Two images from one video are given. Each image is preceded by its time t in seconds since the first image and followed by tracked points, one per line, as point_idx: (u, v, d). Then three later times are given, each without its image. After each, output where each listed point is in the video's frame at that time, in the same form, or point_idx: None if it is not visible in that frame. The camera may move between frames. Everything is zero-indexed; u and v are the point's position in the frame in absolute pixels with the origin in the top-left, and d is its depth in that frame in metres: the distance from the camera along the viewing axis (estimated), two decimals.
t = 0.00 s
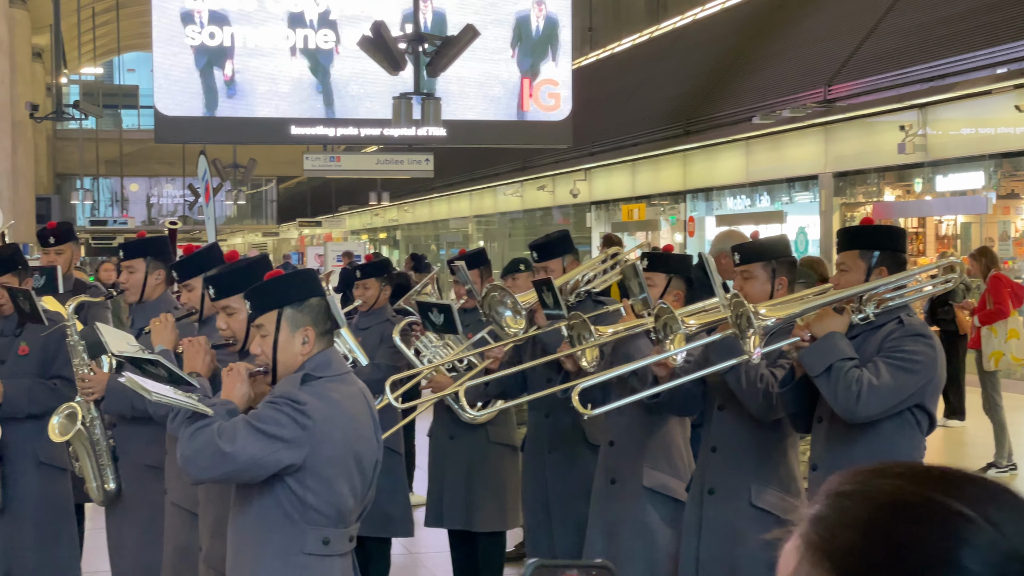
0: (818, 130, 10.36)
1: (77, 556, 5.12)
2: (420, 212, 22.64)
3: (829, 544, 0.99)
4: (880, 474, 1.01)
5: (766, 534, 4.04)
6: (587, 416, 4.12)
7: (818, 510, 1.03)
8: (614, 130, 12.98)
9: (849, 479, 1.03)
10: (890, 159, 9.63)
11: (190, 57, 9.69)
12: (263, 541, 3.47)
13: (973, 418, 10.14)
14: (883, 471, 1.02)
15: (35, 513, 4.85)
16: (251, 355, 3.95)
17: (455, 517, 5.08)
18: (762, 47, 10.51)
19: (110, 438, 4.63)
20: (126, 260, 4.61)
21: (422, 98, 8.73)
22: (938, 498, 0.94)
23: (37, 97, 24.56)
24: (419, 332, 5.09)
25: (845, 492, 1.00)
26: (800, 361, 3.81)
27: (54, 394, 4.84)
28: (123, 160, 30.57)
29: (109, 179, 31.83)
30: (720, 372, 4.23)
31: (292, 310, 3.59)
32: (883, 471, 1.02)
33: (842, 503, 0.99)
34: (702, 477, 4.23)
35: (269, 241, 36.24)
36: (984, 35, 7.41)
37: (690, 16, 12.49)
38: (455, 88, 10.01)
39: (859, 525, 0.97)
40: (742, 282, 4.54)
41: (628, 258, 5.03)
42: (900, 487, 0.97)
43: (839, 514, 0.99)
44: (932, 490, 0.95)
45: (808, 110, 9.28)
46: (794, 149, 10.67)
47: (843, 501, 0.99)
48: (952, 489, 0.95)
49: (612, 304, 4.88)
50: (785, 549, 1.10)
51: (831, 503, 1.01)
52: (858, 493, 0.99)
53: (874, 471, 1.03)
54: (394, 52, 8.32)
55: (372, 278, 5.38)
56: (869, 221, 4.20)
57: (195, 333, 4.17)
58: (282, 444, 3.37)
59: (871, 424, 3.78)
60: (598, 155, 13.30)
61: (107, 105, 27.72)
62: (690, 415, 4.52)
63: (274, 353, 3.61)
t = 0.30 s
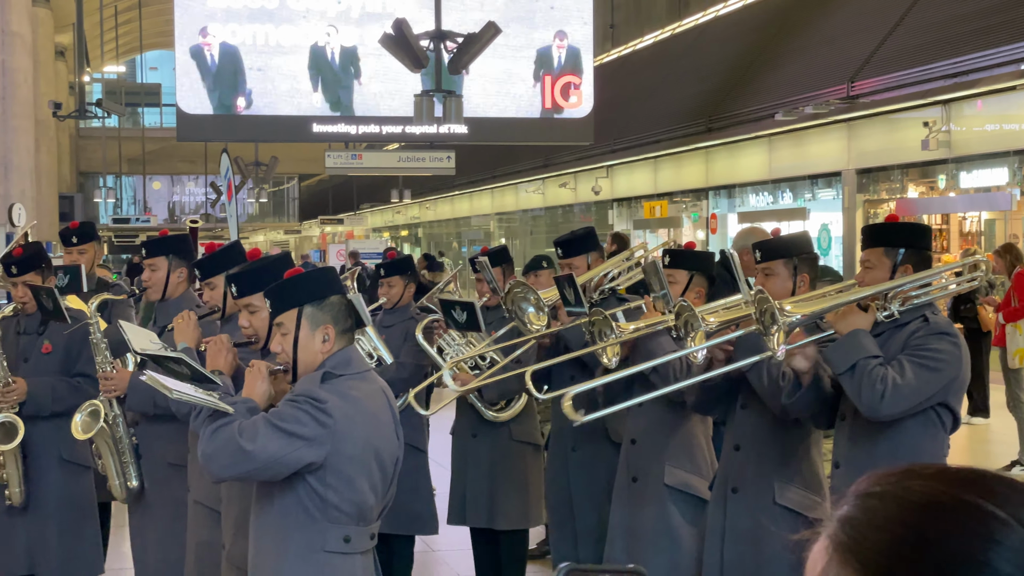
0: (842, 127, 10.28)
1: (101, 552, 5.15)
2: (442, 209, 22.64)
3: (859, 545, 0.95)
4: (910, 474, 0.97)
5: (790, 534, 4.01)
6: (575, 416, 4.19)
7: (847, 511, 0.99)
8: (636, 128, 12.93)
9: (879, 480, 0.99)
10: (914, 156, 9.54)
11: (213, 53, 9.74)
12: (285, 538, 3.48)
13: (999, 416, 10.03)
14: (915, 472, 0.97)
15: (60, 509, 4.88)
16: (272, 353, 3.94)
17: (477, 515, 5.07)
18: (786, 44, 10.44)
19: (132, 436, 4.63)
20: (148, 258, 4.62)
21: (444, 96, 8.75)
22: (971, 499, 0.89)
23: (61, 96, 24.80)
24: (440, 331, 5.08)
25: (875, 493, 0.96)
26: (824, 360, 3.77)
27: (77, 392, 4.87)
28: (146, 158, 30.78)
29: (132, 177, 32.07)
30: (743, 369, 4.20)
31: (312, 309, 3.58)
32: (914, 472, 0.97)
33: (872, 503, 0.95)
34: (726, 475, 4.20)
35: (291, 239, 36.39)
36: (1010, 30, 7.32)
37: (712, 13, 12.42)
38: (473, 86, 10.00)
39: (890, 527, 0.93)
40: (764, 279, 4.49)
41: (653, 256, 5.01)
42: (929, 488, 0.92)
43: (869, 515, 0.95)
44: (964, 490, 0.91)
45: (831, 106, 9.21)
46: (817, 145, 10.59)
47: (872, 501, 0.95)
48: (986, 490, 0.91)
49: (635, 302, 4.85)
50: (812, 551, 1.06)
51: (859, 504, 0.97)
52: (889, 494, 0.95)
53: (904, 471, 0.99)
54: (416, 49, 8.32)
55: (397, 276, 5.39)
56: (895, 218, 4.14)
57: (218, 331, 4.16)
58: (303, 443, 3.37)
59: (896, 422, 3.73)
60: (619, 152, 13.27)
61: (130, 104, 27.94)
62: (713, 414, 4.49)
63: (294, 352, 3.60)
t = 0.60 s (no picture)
0: (868, 123, 10.21)
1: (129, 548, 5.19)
2: (466, 206, 22.65)
3: (886, 537, 0.96)
4: (937, 468, 0.98)
5: (818, 531, 3.97)
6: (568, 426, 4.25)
7: (874, 505, 0.98)
8: (661, 124, 12.88)
9: (907, 473, 0.99)
10: (941, 152, 9.43)
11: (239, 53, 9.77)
12: (311, 535, 3.48)
13: None
14: (942, 465, 0.99)
15: (88, 505, 4.92)
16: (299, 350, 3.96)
17: (502, 511, 5.06)
18: (811, 40, 10.37)
19: (160, 432, 4.66)
20: (174, 255, 4.64)
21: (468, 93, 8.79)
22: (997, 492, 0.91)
23: (87, 94, 25.03)
24: (467, 328, 5.04)
25: (903, 484, 0.97)
26: (852, 357, 3.73)
27: (105, 388, 4.91)
28: (171, 156, 31.01)
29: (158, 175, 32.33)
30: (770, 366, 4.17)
31: (337, 305, 3.58)
32: (942, 465, 0.98)
33: (898, 494, 0.96)
34: (752, 472, 4.16)
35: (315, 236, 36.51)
36: None
37: (737, 9, 12.36)
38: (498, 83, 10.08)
39: (918, 519, 0.94)
40: (792, 276, 4.46)
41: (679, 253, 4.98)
42: (959, 481, 0.94)
43: (896, 507, 0.96)
44: (994, 485, 0.93)
45: (857, 102, 9.13)
46: (843, 142, 10.52)
47: (900, 494, 0.95)
48: (1016, 486, 0.92)
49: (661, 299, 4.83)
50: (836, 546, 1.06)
51: (886, 496, 0.97)
52: (915, 486, 0.95)
53: (929, 467, 0.99)
54: (441, 46, 8.32)
55: (424, 273, 5.38)
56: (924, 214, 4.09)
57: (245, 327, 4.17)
58: (327, 439, 3.38)
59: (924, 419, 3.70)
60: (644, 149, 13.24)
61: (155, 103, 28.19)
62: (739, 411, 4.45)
63: (320, 349, 3.62)
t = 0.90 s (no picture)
0: (903, 119, 10.08)
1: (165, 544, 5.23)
2: (499, 203, 22.69)
3: (965, 524, 0.88)
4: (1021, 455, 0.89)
5: (854, 530, 3.92)
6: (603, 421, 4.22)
7: (952, 490, 0.89)
8: (692, 121, 12.87)
9: (986, 458, 0.90)
10: (976, 147, 9.24)
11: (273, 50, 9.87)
12: (344, 531, 3.50)
13: None
14: None
15: (124, 501, 4.97)
16: (334, 347, 3.98)
17: (536, 508, 5.06)
18: (844, 35, 10.28)
19: (194, 428, 4.72)
20: (209, 253, 4.68)
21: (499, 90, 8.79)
22: None
23: (122, 93, 25.39)
24: (499, 325, 5.09)
25: (982, 470, 0.88)
26: (888, 354, 3.68)
27: (141, 385, 4.96)
28: (205, 154, 31.33)
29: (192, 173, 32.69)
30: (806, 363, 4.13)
31: (371, 302, 3.59)
32: None
33: (976, 479, 0.87)
34: (787, 469, 4.13)
35: (347, 233, 36.71)
36: None
37: (769, 4, 12.27)
38: (532, 79, 10.03)
39: (1001, 505, 0.85)
40: (828, 272, 4.40)
41: (713, 250, 4.96)
42: None
43: (974, 492, 0.87)
44: None
45: (891, 98, 9.03)
46: (878, 139, 10.41)
47: (979, 480, 0.87)
48: None
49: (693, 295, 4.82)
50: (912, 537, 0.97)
51: (965, 482, 0.88)
52: (996, 471, 0.87)
53: (1012, 451, 0.90)
54: (473, 43, 8.34)
55: (458, 269, 5.39)
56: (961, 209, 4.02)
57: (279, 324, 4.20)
58: (360, 435, 3.39)
59: (960, 415, 3.64)
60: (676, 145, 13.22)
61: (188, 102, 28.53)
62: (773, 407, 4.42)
63: (353, 345, 3.62)
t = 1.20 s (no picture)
0: (935, 116, 9.90)
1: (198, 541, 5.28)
2: (528, 202, 22.67)
3: None
4: None
5: (889, 529, 3.89)
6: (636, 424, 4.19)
7: None
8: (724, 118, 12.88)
9: None
10: (1008, 143, 9.05)
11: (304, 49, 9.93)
12: (377, 528, 3.51)
13: None
14: None
15: (159, 498, 5.02)
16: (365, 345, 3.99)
17: (566, 507, 5.06)
18: (876, 31, 10.18)
19: (228, 426, 4.79)
20: (241, 252, 4.72)
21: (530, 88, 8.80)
22: None
23: (154, 94, 25.68)
24: (530, 323, 5.14)
25: None
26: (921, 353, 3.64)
27: (174, 383, 5.01)
28: (235, 153, 31.57)
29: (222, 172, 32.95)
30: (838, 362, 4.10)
31: (402, 301, 3.59)
32: None
33: None
34: (820, 468, 4.10)
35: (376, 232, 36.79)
36: None
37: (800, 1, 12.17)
38: (562, 77, 10.02)
39: None
40: (859, 271, 4.36)
41: (743, 248, 4.93)
42: None
43: None
44: None
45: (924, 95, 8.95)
46: (910, 136, 10.24)
47: None
48: None
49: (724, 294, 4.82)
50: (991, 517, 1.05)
51: None
52: None
53: None
54: (503, 43, 8.34)
55: (490, 268, 5.43)
56: (992, 207, 3.96)
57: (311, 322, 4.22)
58: (392, 434, 3.40)
59: (995, 414, 3.58)
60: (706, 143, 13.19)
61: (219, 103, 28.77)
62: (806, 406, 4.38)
63: (386, 343, 3.63)
